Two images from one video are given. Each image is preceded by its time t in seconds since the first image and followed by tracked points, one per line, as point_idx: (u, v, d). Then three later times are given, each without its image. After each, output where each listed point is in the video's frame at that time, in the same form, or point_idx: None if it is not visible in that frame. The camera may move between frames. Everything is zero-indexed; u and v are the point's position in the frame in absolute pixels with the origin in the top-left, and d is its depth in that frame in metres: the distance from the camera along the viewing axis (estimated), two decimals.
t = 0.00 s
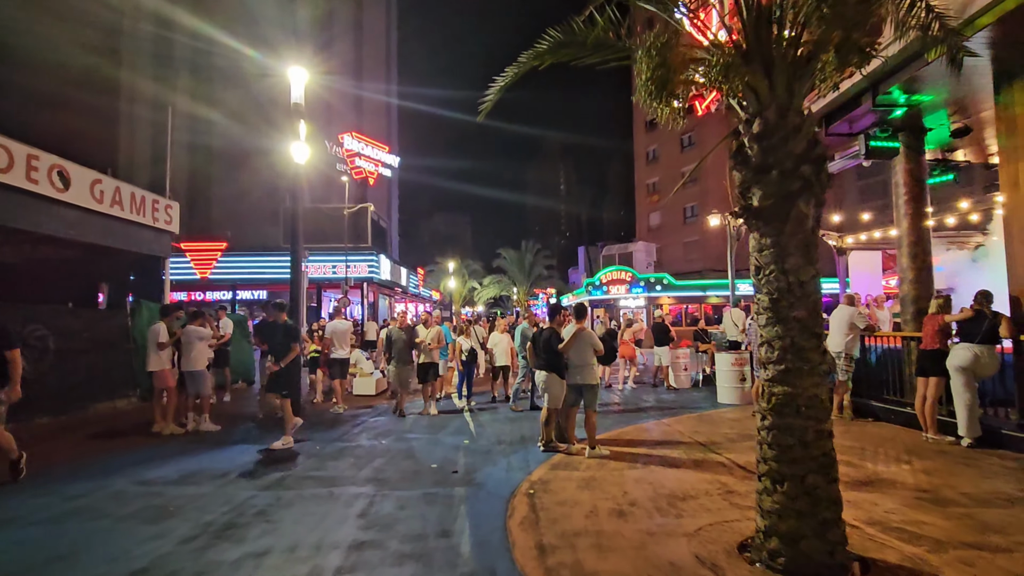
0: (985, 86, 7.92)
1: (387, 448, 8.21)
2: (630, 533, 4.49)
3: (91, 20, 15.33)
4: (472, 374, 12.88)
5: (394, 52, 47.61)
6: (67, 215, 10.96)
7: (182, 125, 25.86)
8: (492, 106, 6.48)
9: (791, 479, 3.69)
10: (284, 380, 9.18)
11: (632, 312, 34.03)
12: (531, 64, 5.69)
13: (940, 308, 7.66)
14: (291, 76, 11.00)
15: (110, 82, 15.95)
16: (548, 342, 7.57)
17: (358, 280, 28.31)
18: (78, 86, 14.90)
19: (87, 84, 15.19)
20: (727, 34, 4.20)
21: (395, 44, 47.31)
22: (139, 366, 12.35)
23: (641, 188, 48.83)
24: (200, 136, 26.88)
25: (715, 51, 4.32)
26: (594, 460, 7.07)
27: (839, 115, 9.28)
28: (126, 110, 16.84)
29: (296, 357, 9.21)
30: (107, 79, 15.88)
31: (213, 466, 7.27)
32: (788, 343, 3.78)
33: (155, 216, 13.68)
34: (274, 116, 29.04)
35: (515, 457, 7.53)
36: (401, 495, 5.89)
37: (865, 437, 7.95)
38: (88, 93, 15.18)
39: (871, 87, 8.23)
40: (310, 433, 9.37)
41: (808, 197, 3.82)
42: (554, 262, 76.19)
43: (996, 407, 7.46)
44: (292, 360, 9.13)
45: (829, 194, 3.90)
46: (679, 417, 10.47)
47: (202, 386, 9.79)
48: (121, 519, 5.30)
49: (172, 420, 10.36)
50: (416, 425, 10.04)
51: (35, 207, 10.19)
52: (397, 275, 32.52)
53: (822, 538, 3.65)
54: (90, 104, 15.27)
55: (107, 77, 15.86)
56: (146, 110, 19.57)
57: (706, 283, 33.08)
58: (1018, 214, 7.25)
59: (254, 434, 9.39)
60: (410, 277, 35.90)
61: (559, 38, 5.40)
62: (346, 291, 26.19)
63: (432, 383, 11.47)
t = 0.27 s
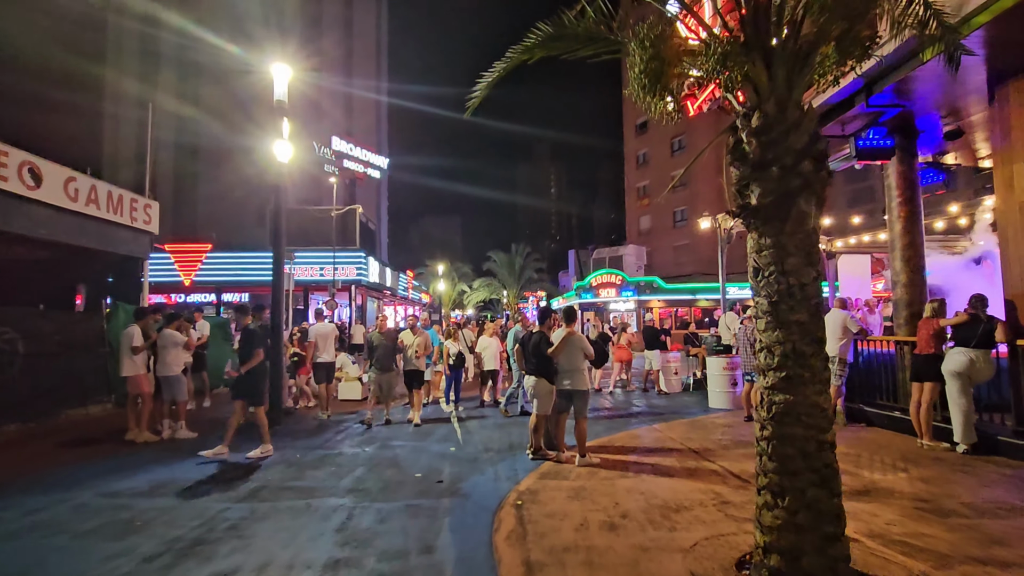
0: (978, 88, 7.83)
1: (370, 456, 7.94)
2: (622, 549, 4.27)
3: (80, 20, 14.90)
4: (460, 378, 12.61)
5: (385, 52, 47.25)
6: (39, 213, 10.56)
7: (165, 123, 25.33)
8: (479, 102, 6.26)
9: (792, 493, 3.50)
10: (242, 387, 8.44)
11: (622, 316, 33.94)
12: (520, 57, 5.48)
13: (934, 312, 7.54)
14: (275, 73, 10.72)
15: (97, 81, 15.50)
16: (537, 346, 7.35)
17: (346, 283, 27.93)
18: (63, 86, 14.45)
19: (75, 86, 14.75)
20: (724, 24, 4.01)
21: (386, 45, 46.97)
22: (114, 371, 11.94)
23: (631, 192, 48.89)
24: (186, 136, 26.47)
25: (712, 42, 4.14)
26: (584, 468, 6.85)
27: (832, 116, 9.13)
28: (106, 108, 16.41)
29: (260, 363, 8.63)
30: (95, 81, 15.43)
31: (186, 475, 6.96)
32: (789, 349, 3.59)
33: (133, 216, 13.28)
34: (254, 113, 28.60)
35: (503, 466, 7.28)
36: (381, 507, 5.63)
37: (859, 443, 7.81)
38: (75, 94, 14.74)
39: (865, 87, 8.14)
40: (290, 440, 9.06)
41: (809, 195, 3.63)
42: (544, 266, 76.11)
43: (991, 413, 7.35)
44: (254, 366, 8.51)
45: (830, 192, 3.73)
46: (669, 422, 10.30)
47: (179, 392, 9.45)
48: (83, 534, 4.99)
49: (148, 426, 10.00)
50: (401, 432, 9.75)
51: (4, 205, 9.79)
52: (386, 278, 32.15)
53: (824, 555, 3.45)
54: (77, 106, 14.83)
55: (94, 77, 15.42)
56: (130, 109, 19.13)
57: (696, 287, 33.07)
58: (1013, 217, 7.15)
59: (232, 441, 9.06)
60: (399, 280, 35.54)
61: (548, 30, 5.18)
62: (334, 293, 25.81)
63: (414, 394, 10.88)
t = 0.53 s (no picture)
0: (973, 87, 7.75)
1: (353, 463, 7.66)
2: (615, 562, 4.06)
3: (64, 14, 14.49)
4: (447, 381, 12.38)
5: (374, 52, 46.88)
6: (9, 211, 10.16)
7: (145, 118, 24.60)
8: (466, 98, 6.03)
9: (794, 504, 3.31)
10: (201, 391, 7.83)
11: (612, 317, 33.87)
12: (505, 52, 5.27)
13: (929, 314, 7.44)
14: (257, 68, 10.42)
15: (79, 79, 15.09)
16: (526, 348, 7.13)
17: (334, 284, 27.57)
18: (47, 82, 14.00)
19: (58, 81, 14.31)
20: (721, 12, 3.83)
21: (375, 45, 46.61)
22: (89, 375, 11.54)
23: (621, 194, 48.93)
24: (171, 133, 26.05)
25: (707, 32, 3.96)
26: (574, 474, 6.64)
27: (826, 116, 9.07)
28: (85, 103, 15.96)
29: (221, 365, 7.95)
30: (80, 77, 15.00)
31: (159, 484, 6.65)
32: (789, 351, 3.41)
33: (110, 215, 12.88)
34: (238, 110, 27.44)
35: (491, 472, 7.06)
36: (363, 517, 5.38)
37: (853, 446, 7.69)
38: (59, 91, 14.31)
39: (861, 87, 7.99)
40: (271, 446, 8.77)
41: (810, 190, 3.46)
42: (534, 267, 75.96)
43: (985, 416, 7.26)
44: (215, 367, 7.79)
45: (833, 188, 3.55)
46: (660, 425, 10.13)
47: (157, 396, 9.11)
48: (43, 550, 4.69)
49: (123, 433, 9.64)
50: (388, 436, 9.50)
51: None
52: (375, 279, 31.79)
53: (828, 571, 3.27)
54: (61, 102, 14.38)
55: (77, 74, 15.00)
56: (113, 106, 18.66)
57: (686, 289, 33.11)
58: (1007, 218, 7.06)
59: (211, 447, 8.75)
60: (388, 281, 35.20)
61: (537, 23, 4.97)
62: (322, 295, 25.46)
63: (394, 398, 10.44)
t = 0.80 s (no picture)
0: (968, 84, 7.70)
1: (337, 467, 7.38)
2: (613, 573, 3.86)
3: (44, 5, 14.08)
4: (437, 382, 12.12)
5: (364, 51, 46.62)
6: None
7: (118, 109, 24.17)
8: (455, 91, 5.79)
9: (804, 513, 3.13)
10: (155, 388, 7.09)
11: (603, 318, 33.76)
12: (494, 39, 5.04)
13: (927, 313, 7.32)
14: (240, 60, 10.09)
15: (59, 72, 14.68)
16: (518, 349, 6.91)
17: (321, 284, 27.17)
18: (28, 73, 13.58)
19: (38, 74, 13.91)
20: None
21: (365, 43, 46.34)
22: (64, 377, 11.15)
23: (612, 194, 48.89)
24: (156, 126, 25.98)
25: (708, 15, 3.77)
26: (567, 479, 6.43)
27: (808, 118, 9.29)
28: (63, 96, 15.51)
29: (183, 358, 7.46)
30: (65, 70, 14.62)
31: (132, 491, 6.35)
32: (798, 351, 3.23)
33: (88, 211, 12.47)
34: (222, 104, 26.88)
35: (482, 476, 6.83)
36: (346, 526, 5.13)
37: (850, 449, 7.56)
38: (38, 84, 13.90)
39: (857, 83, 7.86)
40: (253, 450, 8.46)
41: (819, 181, 3.28)
42: (525, 268, 75.79)
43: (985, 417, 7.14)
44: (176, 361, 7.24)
45: (842, 179, 3.38)
46: (653, 427, 9.95)
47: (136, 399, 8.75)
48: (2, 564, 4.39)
49: (98, 436, 9.29)
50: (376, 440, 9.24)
51: None
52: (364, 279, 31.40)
53: None
54: (45, 94, 13.97)
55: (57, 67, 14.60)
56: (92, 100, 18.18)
57: (676, 289, 33.12)
58: (1005, 216, 6.98)
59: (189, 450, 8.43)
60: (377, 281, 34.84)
61: (530, 10, 4.74)
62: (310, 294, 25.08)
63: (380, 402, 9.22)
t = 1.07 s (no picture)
0: (972, 81, 7.56)
1: (324, 474, 7.09)
2: None
3: None
4: (428, 385, 11.85)
5: (355, 49, 46.17)
6: None
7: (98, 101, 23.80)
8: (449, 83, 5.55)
9: (825, 530, 2.93)
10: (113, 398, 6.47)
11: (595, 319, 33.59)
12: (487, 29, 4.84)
13: (931, 315, 7.16)
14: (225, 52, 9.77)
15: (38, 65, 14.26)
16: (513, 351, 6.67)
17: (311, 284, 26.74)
18: (5, 66, 13.14)
19: (16, 67, 13.49)
20: None
21: (356, 41, 45.92)
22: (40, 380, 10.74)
23: (604, 195, 48.76)
24: (143, 120, 25.75)
25: None
26: (565, 487, 6.18)
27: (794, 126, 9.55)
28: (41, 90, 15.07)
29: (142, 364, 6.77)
30: (46, 63, 14.19)
31: (105, 501, 6.01)
32: (820, 357, 3.01)
33: (67, 208, 12.06)
34: (205, 98, 26.22)
35: (475, 484, 6.57)
36: (331, 539, 4.85)
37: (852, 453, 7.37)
38: (16, 77, 13.48)
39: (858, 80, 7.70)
40: (236, 456, 8.14)
41: (841, 174, 3.07)
42: (516, 269, 75.55)
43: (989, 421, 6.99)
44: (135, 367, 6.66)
45: (865, 172, 3.17)
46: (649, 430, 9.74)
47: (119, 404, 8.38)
48: None
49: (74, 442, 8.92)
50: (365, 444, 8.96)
51: None
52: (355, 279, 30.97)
53: None
54: (25, 88, 13.55)
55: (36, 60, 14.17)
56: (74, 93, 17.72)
57: (669, 290, 33.06)
58: (1011, 216, 6.84)
59: (170, 455, 8.09)
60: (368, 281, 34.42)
61: None
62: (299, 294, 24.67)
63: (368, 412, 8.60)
